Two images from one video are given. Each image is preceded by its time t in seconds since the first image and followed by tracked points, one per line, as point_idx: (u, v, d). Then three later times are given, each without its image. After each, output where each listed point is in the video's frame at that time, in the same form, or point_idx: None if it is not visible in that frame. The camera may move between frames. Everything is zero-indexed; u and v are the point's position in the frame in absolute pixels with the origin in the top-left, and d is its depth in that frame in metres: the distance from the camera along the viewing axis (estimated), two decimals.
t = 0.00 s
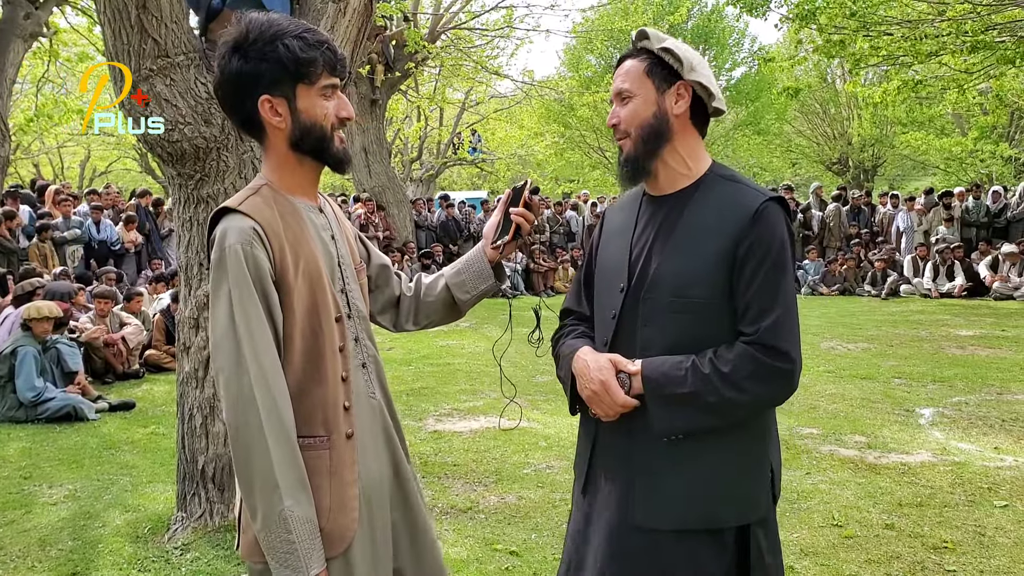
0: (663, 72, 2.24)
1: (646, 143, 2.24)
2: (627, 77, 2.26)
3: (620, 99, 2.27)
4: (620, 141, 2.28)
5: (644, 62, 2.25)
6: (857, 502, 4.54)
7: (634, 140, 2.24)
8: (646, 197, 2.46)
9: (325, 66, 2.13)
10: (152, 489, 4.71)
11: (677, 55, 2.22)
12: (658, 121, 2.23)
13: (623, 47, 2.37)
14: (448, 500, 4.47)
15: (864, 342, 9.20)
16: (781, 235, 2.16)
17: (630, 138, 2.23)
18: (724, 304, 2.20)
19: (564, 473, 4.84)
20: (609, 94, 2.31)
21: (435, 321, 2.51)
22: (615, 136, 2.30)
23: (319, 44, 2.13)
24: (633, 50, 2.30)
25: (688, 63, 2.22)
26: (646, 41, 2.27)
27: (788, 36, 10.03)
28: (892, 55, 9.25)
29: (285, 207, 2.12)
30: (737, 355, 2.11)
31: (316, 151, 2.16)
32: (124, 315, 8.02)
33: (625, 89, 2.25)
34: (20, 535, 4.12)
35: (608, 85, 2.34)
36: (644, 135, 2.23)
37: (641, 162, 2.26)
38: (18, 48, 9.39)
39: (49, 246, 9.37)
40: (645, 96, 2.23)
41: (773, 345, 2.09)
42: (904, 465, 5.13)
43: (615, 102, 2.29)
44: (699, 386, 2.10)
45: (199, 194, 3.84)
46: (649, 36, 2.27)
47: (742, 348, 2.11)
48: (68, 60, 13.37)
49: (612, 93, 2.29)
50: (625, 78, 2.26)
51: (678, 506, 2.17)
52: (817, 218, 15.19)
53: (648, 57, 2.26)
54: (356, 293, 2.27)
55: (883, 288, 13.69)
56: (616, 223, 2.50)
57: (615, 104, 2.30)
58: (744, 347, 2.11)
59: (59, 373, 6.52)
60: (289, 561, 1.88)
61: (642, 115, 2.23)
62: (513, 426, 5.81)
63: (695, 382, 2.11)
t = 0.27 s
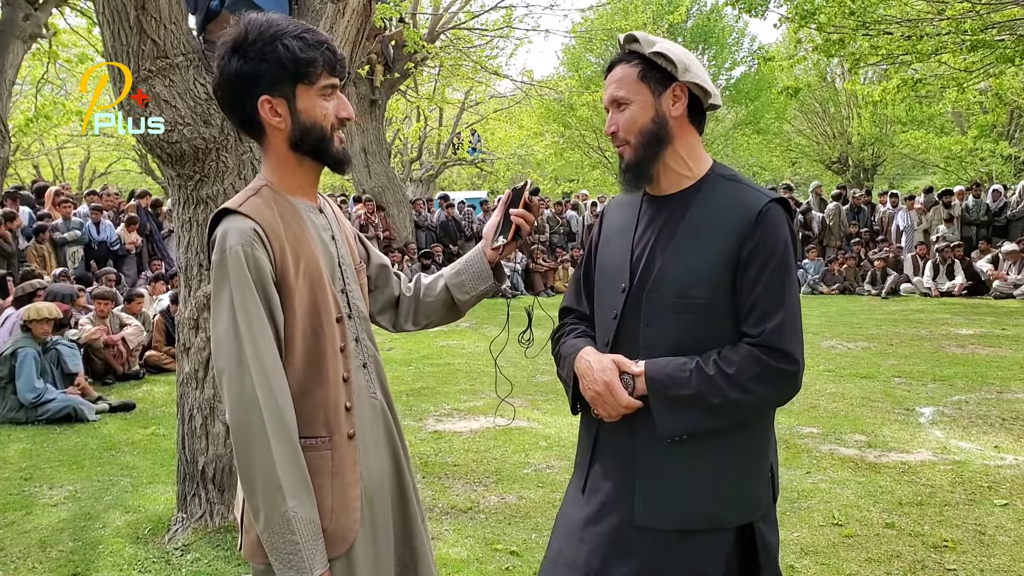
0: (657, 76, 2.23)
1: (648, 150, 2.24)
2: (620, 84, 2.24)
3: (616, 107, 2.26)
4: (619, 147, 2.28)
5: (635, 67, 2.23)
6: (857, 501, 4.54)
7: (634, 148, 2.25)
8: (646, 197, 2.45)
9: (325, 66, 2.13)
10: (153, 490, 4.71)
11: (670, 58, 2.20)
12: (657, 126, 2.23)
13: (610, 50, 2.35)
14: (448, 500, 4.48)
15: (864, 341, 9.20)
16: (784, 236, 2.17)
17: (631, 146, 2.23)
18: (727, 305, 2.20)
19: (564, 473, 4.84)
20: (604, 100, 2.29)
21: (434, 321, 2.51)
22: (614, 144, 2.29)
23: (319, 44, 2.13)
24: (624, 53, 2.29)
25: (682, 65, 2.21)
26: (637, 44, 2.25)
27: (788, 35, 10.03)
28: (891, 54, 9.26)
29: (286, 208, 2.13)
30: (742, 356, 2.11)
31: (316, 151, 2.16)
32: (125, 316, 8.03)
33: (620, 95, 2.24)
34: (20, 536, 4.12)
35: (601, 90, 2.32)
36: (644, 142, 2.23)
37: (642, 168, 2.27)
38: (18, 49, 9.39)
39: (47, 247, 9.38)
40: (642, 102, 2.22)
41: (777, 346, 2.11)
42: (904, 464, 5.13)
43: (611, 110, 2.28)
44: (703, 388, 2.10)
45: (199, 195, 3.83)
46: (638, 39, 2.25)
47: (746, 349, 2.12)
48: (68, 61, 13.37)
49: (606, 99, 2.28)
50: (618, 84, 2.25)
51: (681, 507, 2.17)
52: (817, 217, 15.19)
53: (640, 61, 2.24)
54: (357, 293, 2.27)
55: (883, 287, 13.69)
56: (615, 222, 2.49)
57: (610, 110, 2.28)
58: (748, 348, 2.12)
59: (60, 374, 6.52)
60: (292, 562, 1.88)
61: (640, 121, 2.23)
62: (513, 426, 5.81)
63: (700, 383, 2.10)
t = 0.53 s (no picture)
0: (658, 74, 2.23)
1: (646, 148, 2.24)
2: (620, 80, 2.24)
3: (616, 103, 2.25)
4: (618, 145, 2.28)
5: (636, 64, 2.23)
6: (858, 500, 4.54)
7: (633, 145, 2.24)
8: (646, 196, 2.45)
9: (323, 62, 2.12)
10: (153, 490, 4.71)
11: (672, 56, 2.20)
12: (656, 124, 2.23)
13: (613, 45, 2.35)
14: (448, 500, 4.48)
15: (865, 339, 9.20)
16: (783, 234, 2.17)
17: (630, 144, 2.23)
18: (727, 304, 2.20)
19: (565, 472, 4.84)
20: (604, 96, 2.29)
21: (434, 320, 2.51)
22: (613, 141, 2.29)
23: (316, 40, 2.12)
24: (625, 50, 2.28)
25: (683, 64, 2.21)
26: (640, 43, 2.25)
27: (788, 34, 10.02)
28: (892, 53, 9.25)
29: (286, 207, 2.13)
30: (742, 354, 2.11)
31: (313, 149, 2.15)
32: (125, 316, 8.03)
33: (620, 92, 2.23)
34: (21, 536, 4.12)
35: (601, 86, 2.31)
36: (643, 140, 2.23)
37: (640, 165, 2.26)
38: (18, 50, 9.38)
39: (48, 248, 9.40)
40: (642, 100, 2.22)
41: (778, 345, 2.10)
42: (904, 463, 5.13)
43: (610, 105, 2.27)
44: (703, 386, 2.10)
45: (199, 195, 3.83)
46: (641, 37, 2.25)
47: (746, 347, 2.12)
48: (68, 61, 13.38)
49: (607, 95, 2.27)
50: (618, 81, 2.24)
51: (682, 506, 2.16)
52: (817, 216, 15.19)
53: (642, 59, 2.24)
54: (358, 292, 2.27)
55: (883, 286, 13.68)
56: (616, 221, 2.49)
57: (610, 106, 2.28)
58: (748, 346, 2.12)
59: (60, 374, 6.53)
60: (304, 559, 1.88)
61: (640, 119, 2.22)
62: (513, 426, 5.81)
63: (700, 381, 2.10)
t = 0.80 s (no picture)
0: (670, 73, 2.24)
1: (651, 144, 2.24)
2: (631, 74, 2.23)
3: (625, 97, 2.25)
4: (620, 139, 2.27)
5: (650, 60, 2.23)
6: (858, 499, 4.54)
7: (636, 141, 2.24)
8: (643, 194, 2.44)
9: (324, 61, 2.12)
10: (154, 490, 4.72)
11: (687, 58, 2.23)
12: (664, 122, 2.23)
13: (622, 40, 2.35)
14: (449, 499, 4.48)
15: (866, 338, 9.20)
16: (785, 228, 2.18)
17: (636, 138, 2.22)
18: (732, 298, 2.20)
19: (566, 472, 4.84)
20: (610, 89, 2.28)
21: (436, 321, 2.50)
22: (616, 134, 2.28)
23: (317, 39, 2.12)
24: (636, 45, 2.28)
25: (695, 67, 2.24)
26: (652, 40, 2.25)
27: (788, 33, 10.01)
28: (892, 52, 9.24)
29: (286, 207, 2.13)
30: (752, 347, 2.11)
31: (312, 148, 2.15)
32: (126, 317, 8.04)
33: (630, 86, 2.23)
34: (22, 537, 4.13)
35: (608, 79, 2.30)
36: (650, 136, 2.23)
37: (642, 162, 2.26)
38: (18, 50, 9.39)
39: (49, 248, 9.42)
40: (652, 96, 2.23)
41: (789, 336, 2.10)
42: (905, 462, 5.13)
43: (618, 99, 2.26)
44: (714, 380, 2.10)
45: (199, 195, 3.83)
46: (655, 35, 2.25)
47: (757, 340, 2.12)
48: (69, 62, 13.38)
49: (614, 88, 2.26)
50: (629, 74, 2.24)
51: (695, 501, 2.15)
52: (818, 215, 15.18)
53: (654, 55, 2.24)
54: (359, 293, 2.27)
55: (884, 285, 13.67)
56: (610, 220, 2.48)
57: (615, 100, 2.27)
58: (759, 339, 2.12)
59: (61, 374, 6.54)
60: (348, 531, 1.82)
61: (647, 116, 2.23)
62: (514, 425, 5.81)
63: (712, 375, 2.10)
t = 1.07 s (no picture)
0: (669, 75, 2.23)
1: (654, 147, 2.23)
2: (630, 79, 2.23)
3: (624, 101, 2.24)
4: (621, 144, 2.27)
5: (649, 63, 2.22)
6: (866, 498, 4.52)
7: (638, 145, 2.24)
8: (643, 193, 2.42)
9: (336, 65, 2.11)
10: (160, 490, 4.73)
11: (686, 59, 2.22)
12: (665, 124, 2.23)
13: (616, 43, 2.33)
14: (455, 499, 4.47)
15: (873, 337, 9.17)
16: (792, 225, 2.19)
17: (638, 143, 2.21)
18: (745, 295, 2.20)
19: (572, 472, 4.83)
20: (608, 94, 2.27)
21: (443, 321, 2.50)
22: (617, 139, 2.28)
23: (331, 43, 2.12)
24: (632, 46, 2.27)
25: (694, 67, 2.23)
26: (648, 42, 2.24)
27: (794, 31, 9.99)
28: (899, 50, 9.20)
29: (291, 207, 2.12)
30: (773, 342, 2.12)
31: (324, 150, 2.15)
32: (132, 317, 8.06)
33: (630, 91, 2.22)
34: (29, 536, 4.14)
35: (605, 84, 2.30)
36: (651, 139, 2.22)
37: (645, 165, 2.25)
38: (24, 52, 9.42)
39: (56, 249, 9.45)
40: (652, 100, 2.22)
41: (808, 331, 2.11)
42: (912, 461, 5.10)
43: (618, 103, 2.25)
44: (733, 377, 2.10)
45: (205, 195, 3.84)
46: (650, 37, 2.24)
47: (775, 335, 2.12)
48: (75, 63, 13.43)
49: (612, 94, 2.26)
50: (627, 79, 2.23)
51: (713, 498, 2.14)
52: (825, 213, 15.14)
53: (652, 57, 2.23)
54: (364, 293, 2.26)
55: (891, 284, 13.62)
56: (610, 218, 2.45)
57: (614, 105, 2.27)
58: (778, 334, 2.12)
59: (67, 375, 6.57)
60: (360, 537, 1.87)
61: (648, 120, 2.22)
62: (520, 425, 5.80)
63: (730, 372, 2.11)
